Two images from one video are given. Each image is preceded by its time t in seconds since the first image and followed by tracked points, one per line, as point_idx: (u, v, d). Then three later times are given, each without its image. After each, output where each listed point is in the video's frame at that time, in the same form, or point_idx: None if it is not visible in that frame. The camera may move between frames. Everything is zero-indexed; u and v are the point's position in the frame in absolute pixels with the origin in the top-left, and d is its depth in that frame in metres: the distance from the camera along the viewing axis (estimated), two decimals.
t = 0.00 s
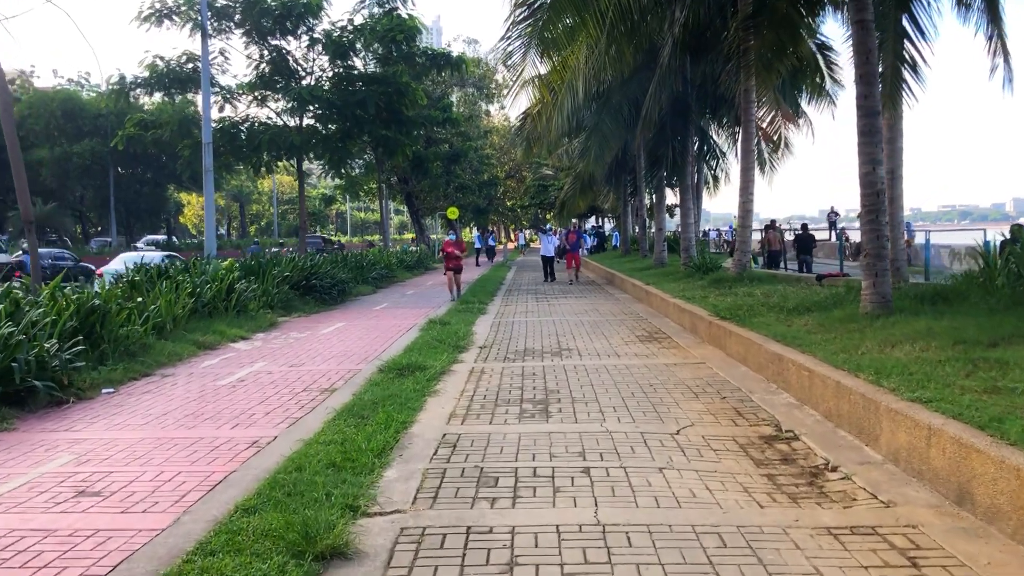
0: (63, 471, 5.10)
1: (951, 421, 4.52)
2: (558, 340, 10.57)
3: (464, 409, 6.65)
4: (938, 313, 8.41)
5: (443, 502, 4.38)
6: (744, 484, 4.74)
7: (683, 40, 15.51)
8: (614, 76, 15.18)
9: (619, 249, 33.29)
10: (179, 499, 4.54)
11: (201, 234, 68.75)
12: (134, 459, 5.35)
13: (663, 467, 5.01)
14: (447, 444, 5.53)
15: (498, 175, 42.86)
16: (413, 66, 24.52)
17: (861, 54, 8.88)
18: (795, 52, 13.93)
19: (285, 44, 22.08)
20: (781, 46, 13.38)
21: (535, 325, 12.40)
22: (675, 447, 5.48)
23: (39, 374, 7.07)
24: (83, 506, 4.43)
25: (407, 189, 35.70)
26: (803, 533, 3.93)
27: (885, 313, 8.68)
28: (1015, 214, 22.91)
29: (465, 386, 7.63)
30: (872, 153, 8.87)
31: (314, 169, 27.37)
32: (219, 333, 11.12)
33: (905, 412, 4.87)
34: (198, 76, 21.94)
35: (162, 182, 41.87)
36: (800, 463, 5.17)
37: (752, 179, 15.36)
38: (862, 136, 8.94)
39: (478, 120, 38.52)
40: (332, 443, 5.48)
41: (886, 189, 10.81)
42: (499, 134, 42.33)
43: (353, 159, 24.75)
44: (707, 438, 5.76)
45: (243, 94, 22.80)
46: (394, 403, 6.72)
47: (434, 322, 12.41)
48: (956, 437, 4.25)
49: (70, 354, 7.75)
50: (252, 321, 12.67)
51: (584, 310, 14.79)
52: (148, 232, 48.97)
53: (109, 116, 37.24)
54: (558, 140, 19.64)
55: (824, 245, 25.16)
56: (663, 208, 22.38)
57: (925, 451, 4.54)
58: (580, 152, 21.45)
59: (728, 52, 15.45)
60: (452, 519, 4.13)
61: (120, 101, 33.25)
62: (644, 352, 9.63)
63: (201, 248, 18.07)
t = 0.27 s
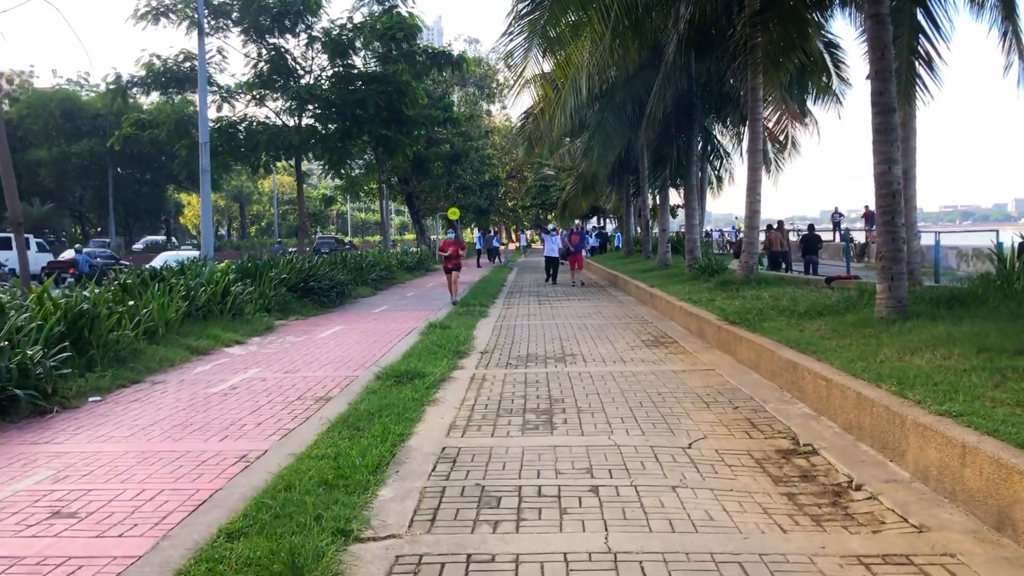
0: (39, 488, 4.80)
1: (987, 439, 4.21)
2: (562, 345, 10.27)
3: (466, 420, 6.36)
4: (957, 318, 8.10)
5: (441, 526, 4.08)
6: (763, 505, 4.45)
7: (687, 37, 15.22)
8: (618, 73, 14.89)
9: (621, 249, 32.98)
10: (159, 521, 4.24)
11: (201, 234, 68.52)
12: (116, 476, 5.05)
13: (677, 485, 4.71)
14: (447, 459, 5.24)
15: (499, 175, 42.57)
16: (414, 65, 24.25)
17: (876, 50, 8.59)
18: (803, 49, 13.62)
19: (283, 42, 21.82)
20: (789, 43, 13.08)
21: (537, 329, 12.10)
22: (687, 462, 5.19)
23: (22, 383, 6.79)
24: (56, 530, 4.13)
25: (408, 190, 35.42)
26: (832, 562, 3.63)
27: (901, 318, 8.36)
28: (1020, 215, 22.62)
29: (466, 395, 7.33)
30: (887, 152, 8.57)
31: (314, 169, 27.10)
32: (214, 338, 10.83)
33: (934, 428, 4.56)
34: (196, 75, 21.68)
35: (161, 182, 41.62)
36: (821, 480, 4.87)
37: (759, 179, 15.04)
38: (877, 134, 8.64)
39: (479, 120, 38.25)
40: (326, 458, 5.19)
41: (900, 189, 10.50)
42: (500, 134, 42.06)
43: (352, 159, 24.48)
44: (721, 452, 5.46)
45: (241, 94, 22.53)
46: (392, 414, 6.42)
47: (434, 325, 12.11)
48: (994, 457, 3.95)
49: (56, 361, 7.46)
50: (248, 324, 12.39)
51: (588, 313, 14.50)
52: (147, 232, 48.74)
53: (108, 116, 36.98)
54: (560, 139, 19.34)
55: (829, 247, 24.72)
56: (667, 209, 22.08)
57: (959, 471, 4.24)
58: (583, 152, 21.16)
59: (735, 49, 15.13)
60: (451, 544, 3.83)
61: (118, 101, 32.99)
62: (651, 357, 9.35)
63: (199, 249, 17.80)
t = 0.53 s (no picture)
0: (13, 504, 4.47)
1: None
2: (567, 348, 9.95)
3: (469, 429, 6.02)
4: (980, 320, 7.77)
5: (444, 548, 3.75)
6: (792, 523, 4.12)
7: (694, 32, 14.89)
8: (623, 70, 14.56)
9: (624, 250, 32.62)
10: (139, 541, 3.92)
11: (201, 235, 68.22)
12: (96, 489, 4.72)
13: (697, 501, 4.38)
14: (450, 472, 4.91)
15: (500, 175, 42.23)
16: (415, 62, 23.93)
17: (895, 41, 8.27)
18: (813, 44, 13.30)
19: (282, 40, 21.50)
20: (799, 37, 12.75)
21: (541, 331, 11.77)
22: (707, 475, 4.86)
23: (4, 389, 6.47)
24: (26, 551, 3.80)
25: (409, 189, 35.10)
26: None
27: (922, 320, 8.02)
28: None
29: (469, 401, 7.00)
30: (907, 147, 8.24)
31: (313, 168, 26.78)
32: (208, 340, 10.50)
33: (975, 440, 4.23)
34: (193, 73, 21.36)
35: (160, 182, 41.32)
36: (851, 495, 4.54)
37: (767, 178, 14.72)
38: (896, 130, 8.32)
39: (481, 119, 37.92)
40: (321, 470, 4.86)
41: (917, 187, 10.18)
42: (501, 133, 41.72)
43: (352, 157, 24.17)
44: (741, 464, 5.13)
45: (239, 92, 22.22)
46: (391, 422, 6.09)
47: (435, 327, 11.77)
48: None
49: (40, 365, 7.16)
50: (244, 326, 12.06)
51: (592, 314, 14.17)
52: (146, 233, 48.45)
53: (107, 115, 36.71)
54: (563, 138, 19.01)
55: (835, 248, 24.44)
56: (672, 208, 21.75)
57: (1006, 488, 3.91)
58: (586, 151, 20.83)
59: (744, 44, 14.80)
60: (455, 570, 3.50)
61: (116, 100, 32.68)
62: (661, 361, 9.02)
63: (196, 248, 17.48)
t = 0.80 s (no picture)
0: None
1: None
2: (573, 353, 9.67)
3: (473, 441, 5.74)
4: (1003, 325, 7.48)
5: None
6: (821, 549, 3.83)
7: (700, 30, 14.60)
8: (628, 68, 14.28)
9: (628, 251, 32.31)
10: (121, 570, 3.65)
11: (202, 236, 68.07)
12: (78, 510, 4.44)
13: (717, 524, 4.09)
14: (453, 490, 4.63)
15: (502, 176, 41.94)
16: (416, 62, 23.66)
17: (914, 36, 7.98)
18: (823, 41, 13.01)
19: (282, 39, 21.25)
20: (809, 34, 12.45)
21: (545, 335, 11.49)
22: (726, 493, 4.58)
23: None
24: None
25: (410, 190, 34.84)
26: None
27: (942, 325, 7.72)
28: None
29: (472, 411, 6.72)
30: (926, 147, 7.96)
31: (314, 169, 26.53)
32: (204, 345, 10.24)
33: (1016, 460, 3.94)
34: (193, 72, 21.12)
35: (161, 183, 41.12)
36: (881, 516, 4.25)
37: (775, 179, 14.43)
38: (914, 128, 8.03)
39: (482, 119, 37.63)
40: (316, 489, 4.58)
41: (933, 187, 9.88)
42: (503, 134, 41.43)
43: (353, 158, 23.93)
44: (761, 481, 4.84)
45: (239, 92, 21.98)
46: (391, 434, 5.81)
47: (436, 331, 11.50)
48: None
49: (28, 373, 6.91)
50: (242, 330, 11.80)
51: (597, 317, 13.90)
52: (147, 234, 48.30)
53: (107, 115, 36.51)
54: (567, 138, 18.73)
55: (840, 249, 24.16)
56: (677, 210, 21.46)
57: None
58: (589, 151, 20.54)
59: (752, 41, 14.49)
60: None
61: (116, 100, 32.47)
62: (669, 367, 8.73)
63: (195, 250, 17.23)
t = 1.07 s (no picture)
0: None
1: None
2: (576, 355, 9.35)
3: (472, 449, 5.42)
4: None
5: None
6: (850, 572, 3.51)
7: (705, 23, 14.28)
8: (631, 62, 13.94)
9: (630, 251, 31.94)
10: None
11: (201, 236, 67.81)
12: (45, 526, 4.13)
13: (734, 543, 3.77)
14: (450, 504, 4.31)
15: (502, 175, 41.59)
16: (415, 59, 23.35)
17: (932, 25, 7.67)
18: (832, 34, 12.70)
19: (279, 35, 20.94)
20: (817, 26, 12.12)
21: (547, 336, 11.17)
22: (743, 508, 4.26)
23: None
24: None
25: (410, 189, 34.53)
26: None
27: (962, 326, 7.40)
28: None
29: (470, 416, 6.40)
30: (945, 139, 7.64)
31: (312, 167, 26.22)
32: (195, 346, 9.93)
33: None
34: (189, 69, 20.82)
35: (159, 182, 40.86)
36: (911, 533, 3.93)
37: (782, 176, 14.11)
38: (932, 120, 7.71)
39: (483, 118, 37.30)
40: (302, 503, 4.26)
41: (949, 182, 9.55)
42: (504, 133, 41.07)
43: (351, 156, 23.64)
44: (779, 493, 4.52)
45: (236, 89, 21.66)
46: (384, 441, 5.49)
47: (434, 332, 11.18)
48: None
49: (5, 377, 6.59)
50: (235, 331, 11.49)
51: (600, 318, 13.58)
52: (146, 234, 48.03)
53: (105, 114, 36.24)
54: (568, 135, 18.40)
55: (845, 249, 23.83)
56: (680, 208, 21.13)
57: None
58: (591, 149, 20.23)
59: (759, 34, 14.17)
60: None
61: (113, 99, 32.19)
62: (676, 369, 8.42)
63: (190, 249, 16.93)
